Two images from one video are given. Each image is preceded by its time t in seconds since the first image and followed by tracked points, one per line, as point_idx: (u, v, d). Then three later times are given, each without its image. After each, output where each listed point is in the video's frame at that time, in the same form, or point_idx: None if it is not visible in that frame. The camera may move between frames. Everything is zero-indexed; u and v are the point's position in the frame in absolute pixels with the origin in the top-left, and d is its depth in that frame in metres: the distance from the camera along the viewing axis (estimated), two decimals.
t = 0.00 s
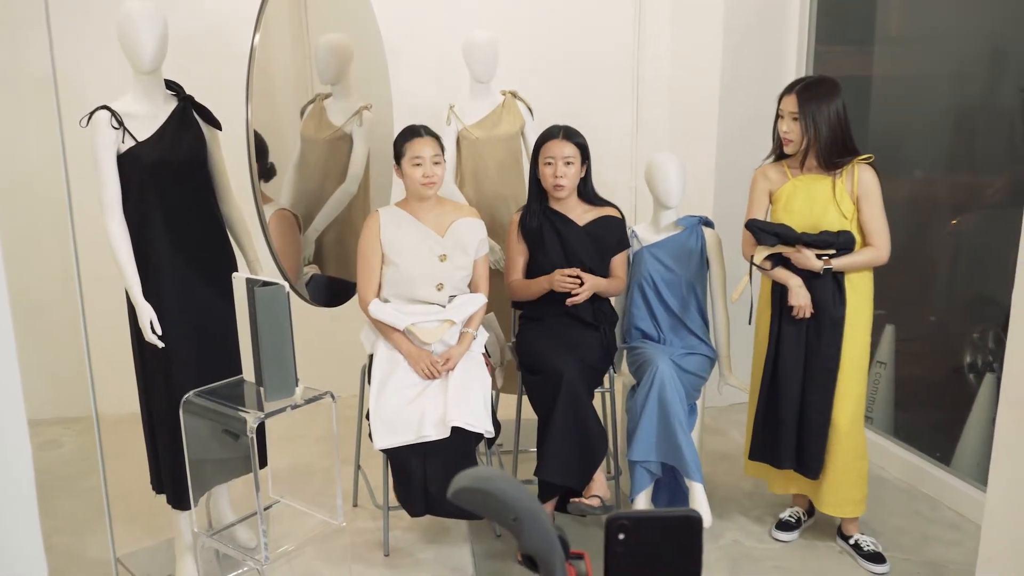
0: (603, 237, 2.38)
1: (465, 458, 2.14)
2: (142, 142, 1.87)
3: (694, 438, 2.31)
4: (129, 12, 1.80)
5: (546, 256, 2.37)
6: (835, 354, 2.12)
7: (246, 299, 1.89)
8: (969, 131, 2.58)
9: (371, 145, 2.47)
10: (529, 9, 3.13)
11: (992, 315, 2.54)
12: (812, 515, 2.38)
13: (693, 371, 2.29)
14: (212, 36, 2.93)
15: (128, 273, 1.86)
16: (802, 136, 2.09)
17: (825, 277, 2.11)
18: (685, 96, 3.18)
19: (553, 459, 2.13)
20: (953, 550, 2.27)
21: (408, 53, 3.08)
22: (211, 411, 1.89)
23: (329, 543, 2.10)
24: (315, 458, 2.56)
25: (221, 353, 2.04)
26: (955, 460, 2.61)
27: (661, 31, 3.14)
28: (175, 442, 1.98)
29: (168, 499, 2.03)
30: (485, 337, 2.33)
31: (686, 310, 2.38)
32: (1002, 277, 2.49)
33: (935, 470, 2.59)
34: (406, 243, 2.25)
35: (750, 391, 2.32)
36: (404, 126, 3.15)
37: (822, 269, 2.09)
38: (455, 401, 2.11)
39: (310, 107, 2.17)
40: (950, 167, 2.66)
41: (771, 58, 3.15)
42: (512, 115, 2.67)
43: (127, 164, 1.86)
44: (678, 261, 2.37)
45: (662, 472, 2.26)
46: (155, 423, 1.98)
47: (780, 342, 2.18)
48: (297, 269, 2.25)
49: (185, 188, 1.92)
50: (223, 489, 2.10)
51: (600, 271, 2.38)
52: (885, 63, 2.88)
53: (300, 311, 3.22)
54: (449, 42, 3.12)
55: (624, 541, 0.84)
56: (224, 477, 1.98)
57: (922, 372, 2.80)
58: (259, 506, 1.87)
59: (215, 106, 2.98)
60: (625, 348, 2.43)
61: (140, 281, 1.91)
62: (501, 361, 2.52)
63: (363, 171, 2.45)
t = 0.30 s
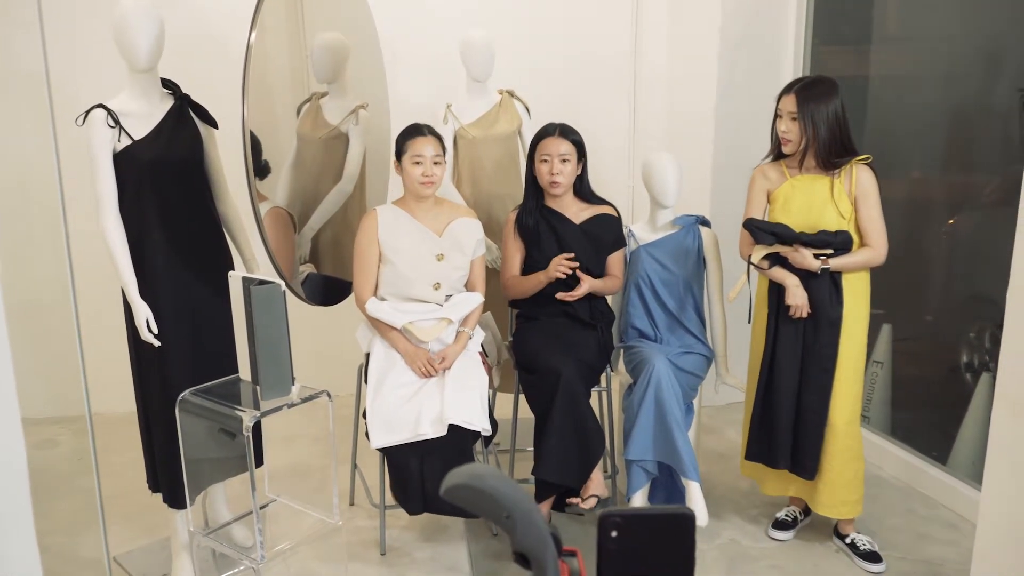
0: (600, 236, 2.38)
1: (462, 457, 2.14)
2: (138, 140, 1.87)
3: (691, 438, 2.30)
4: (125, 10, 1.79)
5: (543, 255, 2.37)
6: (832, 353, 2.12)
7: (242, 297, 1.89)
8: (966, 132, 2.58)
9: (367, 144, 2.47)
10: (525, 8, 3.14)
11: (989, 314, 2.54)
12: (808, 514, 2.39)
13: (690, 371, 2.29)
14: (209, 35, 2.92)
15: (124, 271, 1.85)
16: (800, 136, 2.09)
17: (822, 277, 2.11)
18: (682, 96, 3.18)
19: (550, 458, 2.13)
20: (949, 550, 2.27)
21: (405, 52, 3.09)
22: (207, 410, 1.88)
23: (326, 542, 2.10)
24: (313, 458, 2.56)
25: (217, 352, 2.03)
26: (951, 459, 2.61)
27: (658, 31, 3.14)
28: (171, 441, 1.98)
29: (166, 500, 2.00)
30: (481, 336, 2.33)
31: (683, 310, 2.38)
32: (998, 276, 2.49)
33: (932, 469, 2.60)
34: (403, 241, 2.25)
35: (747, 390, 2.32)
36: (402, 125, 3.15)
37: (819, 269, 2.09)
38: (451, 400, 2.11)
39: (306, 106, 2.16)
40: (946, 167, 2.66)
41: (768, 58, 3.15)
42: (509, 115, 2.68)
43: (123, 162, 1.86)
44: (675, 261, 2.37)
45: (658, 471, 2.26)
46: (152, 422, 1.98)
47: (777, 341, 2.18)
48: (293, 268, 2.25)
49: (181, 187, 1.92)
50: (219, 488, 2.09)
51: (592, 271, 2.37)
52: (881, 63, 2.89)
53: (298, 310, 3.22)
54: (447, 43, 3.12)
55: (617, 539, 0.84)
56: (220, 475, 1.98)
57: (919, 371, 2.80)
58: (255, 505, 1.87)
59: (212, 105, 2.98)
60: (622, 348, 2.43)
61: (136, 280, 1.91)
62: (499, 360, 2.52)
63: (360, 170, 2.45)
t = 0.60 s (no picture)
0: (597, 236, 2.38)
1: (458, 457, 2.14)
2: (133, 140, 1.86)
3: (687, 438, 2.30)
4: (120, 10, 1.79)
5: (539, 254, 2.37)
6: (827, 354, 2.12)
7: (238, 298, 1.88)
8: (963, 132, 2.58)
9: (364, 145, 2.47)
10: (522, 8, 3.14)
11: (985, 315, 2.54)
12: (805, 515, 2.39)
13: (687, 371, 2.29)
14: (205, 35, 2.92)
15: (120, 271, 1.85)
16: (798, 136, 2.09)
17: (818, 278, 2.11)
18: (679, 96, 3.18)
19: (546, 458, 2.13)
20: (945, 549, 2.27)
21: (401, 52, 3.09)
22: (202, 411, 1.88)
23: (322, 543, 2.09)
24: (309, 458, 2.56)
25: (213, 353, 2.03)
26: (947, 459, 2.62)
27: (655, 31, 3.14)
28: (167, 442, 1.97)
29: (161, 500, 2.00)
30: (478, 337, 2.33)
31: (679, 310, 2.38)
32: (995, 277, 2.49)
33: (928, 469, 2.60)
34: (400, 241, 2.24)
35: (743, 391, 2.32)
36: (399, 125, 3.15)
37: (816, 269, 2.09)
38: (448, 402, 2.11)
39: (302, 106, 2.16)
40: (944, 167, 2.66)
41: (765, 58, 3.15)
42: (506, 115, 2.68)
43: (118, 162, 1.86)
44: (672, 261, 2.36)
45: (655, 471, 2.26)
46: (148, 422, 1.98)
47: (773, 342, 2.18)
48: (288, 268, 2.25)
49: (177, 187, 1.91)
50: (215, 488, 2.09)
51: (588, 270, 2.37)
52: (879, 63, 2.89)
53: (294, 311, 3.21)
54: (444, 42, 3.12)
55: (608, 539, 0.85)
56: (212, 476, 1.98)
57: (915, 372, 2.80)
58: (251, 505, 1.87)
59: (209, 104, 2.98)
60: (618, 348, 2.43)
61: (132, 280, 1.91)
62: (496, 361, 2.52)
63: (356, 170, 2.45)
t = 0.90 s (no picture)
0: (595, 234, 2.37)
1: (456, 456, 2.13)
2: (130, 139, 1.86)
3: (685, 437, 2.30)
4: (116, 8, 1.78)
5: (537, 253, 2.37)
6: (826, 353, 2.12)
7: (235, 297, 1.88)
8: (960, 131, 2.58)
9: (361, 144, 2.46)
10: (519, 8, 3.14)
11: (984, 315, 2.54)
12: (803, 514, 2.38)
13: (685, 370, 2.29)
14: (202, 35, 2.92)
15: (116, 271, 1.84)
16: (798, 135, 2.09)
17: (816, 277, 2.11)
18: (677, 95, 3.18)
19: (543, 458, 2.13)
20: (944, 548, 2.27)
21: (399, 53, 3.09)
22: (198, 410, 1.87)
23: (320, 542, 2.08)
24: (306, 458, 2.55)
25: (209, 352, 2.02)
26: (946, 458, 2.62)
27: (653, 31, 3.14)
28: (164, 442, 1.97)
29: (156, 497, 2.00)
30: (475, 336, 2.32)
31: (678, 309, 2.37)
32: (994, 276, 2.49)
33: (927, 469, 2.60)
34: (396, 240, 2.24)
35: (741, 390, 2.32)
36: (396, 125, 3.15)
37: (814, 269, 2.09)
38: (444, 402, 2.10)
39: (300, 105, 2.15)
40: (941, 167, 2.66)
41: (764, 57, 3.16)
42: (504, 114, 2.68)
43: (115, 161, 1.85)
44: (670, 260, 2.36)
45: (653, 470, 2.26)
46: (144, 420, 1.97)
47: (771, 341, 2.18)
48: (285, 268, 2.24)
49: (173, 186, 1.91)
50: (213, 487, 2.08)
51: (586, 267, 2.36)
52: (877, 63, 2.89)
53: (291, 311, 3.21)
54: (441, 42, 3.12)
55: (602, 537, 0.84)
56: (206, 477, 1.97)
57: (913, 371, 2.80)
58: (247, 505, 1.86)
59: (206, 104, 2.97)
60: (616, 347, 2.42)
61: (128, 280, 1.90)
62: (493, 360, 2.51)
63: (354, 169, 2.44)
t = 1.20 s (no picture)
0: (595, 233, 2.36)
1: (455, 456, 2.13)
2: (130, 137, 1.85)
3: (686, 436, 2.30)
4: (114, 6, 1.77)
5: (537, 251, 2.37)
6: (826, 352, 2.11)
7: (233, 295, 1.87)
8: (960, 131, 2.58)
9: (361, 143, 2.46)
10: (519, 7, 3.13)
11: (984, 315, 2.54)
12: (803, 514, 2.38)
13: (685, 369, 2.28)
14: (202, 34, 2.91)
15: (115, 269, 1.84)
16: (802, 133, 2.08)
17: (818, 276, 2.10)
18: (676, 95, 3.18)
19: (543, 457, 2.12)
20: (944, 548, 2.27)
21: (398, 52, 3.08)
22: (199, 409, 1.87)
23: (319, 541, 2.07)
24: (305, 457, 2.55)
25: (210, 351, 2.02)
26: (946, 458, 2.61)
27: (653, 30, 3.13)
28: (164, 441, 1.97)
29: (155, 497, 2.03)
30: (476, 334, 2.32)
31: (678, 308, 2.37)
32: (994, 276, 2.49)
33: (928, 469, 2.60)
34: (396, 238, 2.23)
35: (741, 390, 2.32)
36: (396, 124, 3.14)
37: (815, 268, 2.09)
38: (445, 399, 2.10)
39: (300, 103, 2.15)
40: (941, 167, 2.65)
41: (764, 57, 3.15)
42: (504, 113, 2.66)
43: (114, 159, 1.85)
44: (670, 259, 2.36)
45: (653, 469, 2.25)
46: (144, 419, 1.97)
47: (772, 340, 2.18)
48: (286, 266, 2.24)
49: (173, 184, 1.90)
50: (212, 487, 2.08)
51: (587, 265, 2.35)
52: (876, 62, 2.88)
53: (291, 310, 3.20)
54: (441, 40, 3.12)
55: (605, 536, 0.84)
56: (210, 474, 1.95)
57: (914, 370, 2.79)
58: (247, 504, 1.85)
59: (205, 102, 2.97)
60: (617, 346, 2.42)
61: (128, 279, 1.89)
62: (493, 359, 2.51)
63: (354, 168, 2.44)
